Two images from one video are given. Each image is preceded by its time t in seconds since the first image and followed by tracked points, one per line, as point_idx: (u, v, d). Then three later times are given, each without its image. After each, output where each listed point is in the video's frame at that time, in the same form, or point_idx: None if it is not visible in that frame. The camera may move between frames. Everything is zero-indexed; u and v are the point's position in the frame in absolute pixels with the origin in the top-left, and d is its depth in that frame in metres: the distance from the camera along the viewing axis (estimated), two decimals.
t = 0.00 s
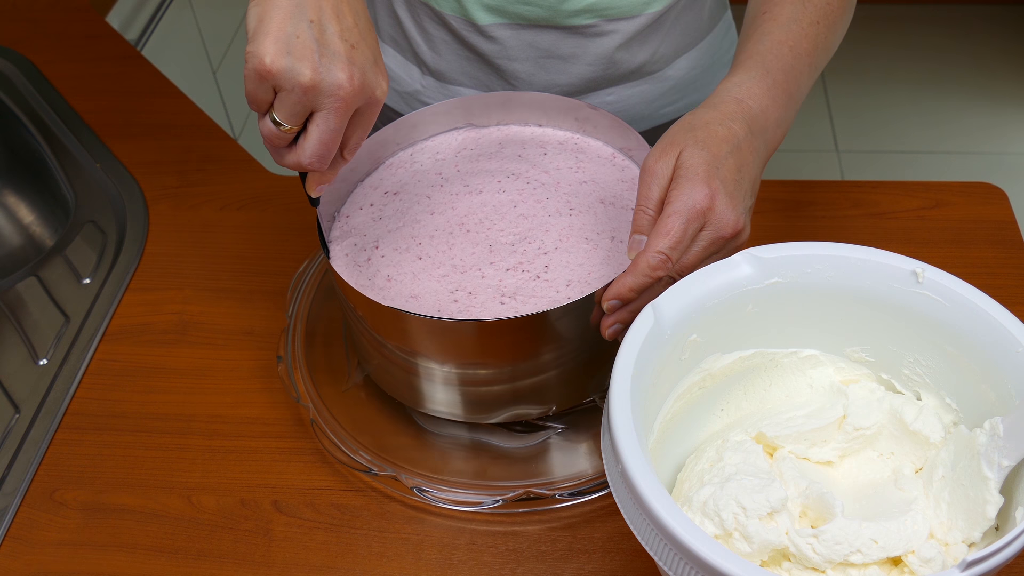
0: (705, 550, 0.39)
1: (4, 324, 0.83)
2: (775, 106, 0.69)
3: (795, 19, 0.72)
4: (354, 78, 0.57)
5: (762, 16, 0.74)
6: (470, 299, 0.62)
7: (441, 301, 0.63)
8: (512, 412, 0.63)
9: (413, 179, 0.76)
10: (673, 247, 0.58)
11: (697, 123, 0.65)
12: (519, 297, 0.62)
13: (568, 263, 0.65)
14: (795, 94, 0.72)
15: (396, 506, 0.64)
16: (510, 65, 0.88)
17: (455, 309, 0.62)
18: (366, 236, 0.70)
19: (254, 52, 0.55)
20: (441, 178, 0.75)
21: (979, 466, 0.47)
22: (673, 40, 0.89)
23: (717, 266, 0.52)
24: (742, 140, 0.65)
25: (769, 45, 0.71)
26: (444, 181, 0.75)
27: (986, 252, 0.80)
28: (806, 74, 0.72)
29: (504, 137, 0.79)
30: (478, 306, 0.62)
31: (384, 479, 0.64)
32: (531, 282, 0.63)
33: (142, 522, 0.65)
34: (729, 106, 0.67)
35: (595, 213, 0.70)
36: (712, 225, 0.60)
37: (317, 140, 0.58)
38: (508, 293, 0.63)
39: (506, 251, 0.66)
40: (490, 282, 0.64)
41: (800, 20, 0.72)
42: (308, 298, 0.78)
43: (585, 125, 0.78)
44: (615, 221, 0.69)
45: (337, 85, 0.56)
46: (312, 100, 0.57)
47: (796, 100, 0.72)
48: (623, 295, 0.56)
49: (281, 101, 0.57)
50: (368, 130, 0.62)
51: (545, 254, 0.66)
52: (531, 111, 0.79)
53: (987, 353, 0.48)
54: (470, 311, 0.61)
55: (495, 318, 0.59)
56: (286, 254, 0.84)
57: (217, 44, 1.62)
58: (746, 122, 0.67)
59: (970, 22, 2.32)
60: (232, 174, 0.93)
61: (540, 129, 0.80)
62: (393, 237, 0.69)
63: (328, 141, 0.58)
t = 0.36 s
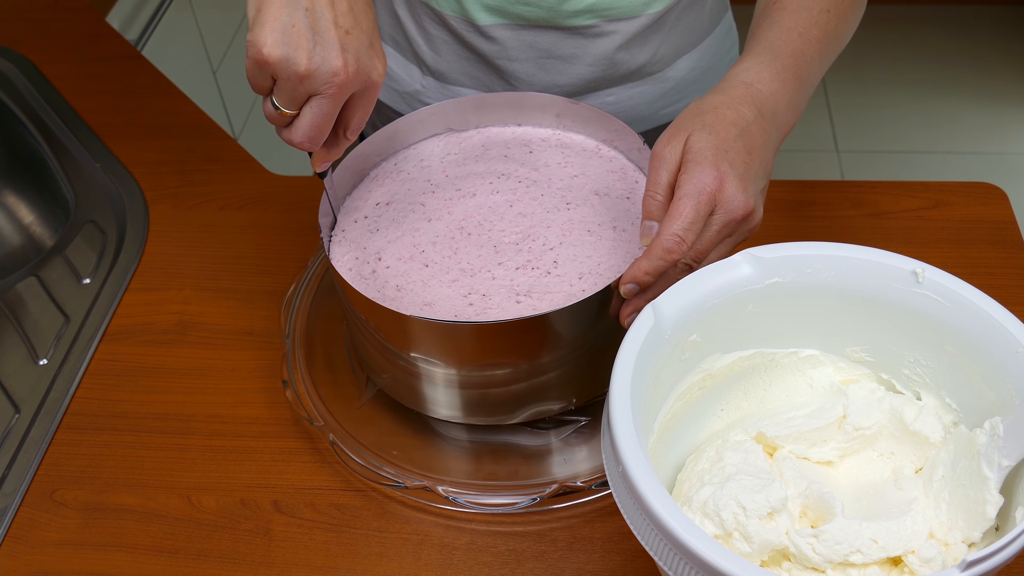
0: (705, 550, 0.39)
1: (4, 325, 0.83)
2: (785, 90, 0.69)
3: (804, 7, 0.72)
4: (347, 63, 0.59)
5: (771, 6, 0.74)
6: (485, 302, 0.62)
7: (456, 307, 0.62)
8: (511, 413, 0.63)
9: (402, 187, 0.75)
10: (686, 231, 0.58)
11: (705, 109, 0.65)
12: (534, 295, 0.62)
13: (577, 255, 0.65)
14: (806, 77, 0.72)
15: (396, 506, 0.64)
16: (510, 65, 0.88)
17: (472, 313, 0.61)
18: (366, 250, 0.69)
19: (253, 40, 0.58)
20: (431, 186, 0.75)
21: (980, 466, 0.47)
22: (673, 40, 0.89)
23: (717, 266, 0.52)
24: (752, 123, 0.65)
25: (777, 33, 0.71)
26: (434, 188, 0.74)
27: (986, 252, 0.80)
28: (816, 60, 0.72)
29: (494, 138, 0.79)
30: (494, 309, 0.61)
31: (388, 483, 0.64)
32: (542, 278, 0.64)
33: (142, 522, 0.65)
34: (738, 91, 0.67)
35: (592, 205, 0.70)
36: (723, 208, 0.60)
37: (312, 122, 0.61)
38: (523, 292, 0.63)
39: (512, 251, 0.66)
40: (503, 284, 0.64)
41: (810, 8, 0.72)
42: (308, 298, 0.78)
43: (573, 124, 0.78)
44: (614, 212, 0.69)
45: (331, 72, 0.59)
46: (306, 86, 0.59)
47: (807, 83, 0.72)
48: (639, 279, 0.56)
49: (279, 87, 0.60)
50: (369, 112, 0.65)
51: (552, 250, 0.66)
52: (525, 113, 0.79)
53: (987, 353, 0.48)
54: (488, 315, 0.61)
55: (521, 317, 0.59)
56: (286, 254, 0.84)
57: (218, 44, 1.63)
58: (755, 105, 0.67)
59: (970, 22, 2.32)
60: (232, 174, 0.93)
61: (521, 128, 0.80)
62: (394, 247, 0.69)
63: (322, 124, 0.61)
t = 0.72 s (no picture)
0: (705, 550, 0.39)
1: (4, 325, 0.82)
2: (817, 86, 0.70)
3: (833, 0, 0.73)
4: (344, 48, 0.60)
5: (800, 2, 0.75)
6: (502, 304, 0.61)
7: (473, 310, 0.61)
8: (513, 414, 0.63)
9: (392, 198, 0.74)
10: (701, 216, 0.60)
11: (737, 103, 0.67)
12: (549, 290, 0.62)
13: (582, 246, 0.66)
14: (839, 73, 0.72)
15: (397, 506, 0.64)
16: (511, 65, 0.88)
17: (492, 315, 0.60)
18: (368, 263, 0.67)
19: (252, 28, 0.59)
20: (420, 194, 0.73)
21: (980, 466, 0.47)
22: (673, 41, 0.89)
23: (716, 266, 0.52)
24: (779, 118, 0.66)
25: (809, 30, 0.72)
26: (424, 196, 0.73)
27: (986, 252, 0.80)
28: (849, 58, 0.73)
29: (484, 141, 0.79)
30: (512, 308, 0.61)
31: (395, 491, 0.63)
32: (554, 273, 0.64)
33: (142, 522, 0.65)
34: (771, 88, 0.68)
35: (586, 197, 0.71)
36: (742, 198, 0.61)
37: (313, 107, 0.62)
38: (539, 288, 0.62)
39: (518, 250, 0.66)
40: (518, 283, 0.63)
41: None
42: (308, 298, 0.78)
43: (563, 124, 0.79)
44: (612, 202, 0.70)
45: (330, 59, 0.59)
46: (307, 72, 0.60)
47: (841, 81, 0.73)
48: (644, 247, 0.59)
49: (281, 75, 0.60)
50: (372, 91, 0.66)
51: (558, 244, 0.67)
52: (520, 113, 0.79)
53: (986, 353, 0.48)
54: (510, 315, 0.60)
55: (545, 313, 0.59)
56: (285, 254, 0.84)
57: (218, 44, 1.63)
58: (787, 104, 0.68)
59: (970, 22, 2.32)
60: (232, 174, 0.93)
61: (502, 129, 0.80)
62: (397, 257, 0.67)
63: (324, 108, 0.63)
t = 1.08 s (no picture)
0: (704, 549, 0.39)
1: (4, 324, 0.82)
2: (866, 96, 0.71)
3: (875, 7, 0.75)
4: (350, 37, 0.60)
5: (845, 10, 0.77)
6: (517, 304, 0.61)
7: (488, 312, 0.61)
8: (516, 415, 0.62)
9: (385, 207, 0.73)
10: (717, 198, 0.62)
11: (780, 113, 0.70)
12: (561, 285, 0.62)
13: (587, 239, 0.67)
14: (889, 85, 0.74)
15: (397, 506, 0.64)
16: (510, 67, 0.88)
17: (510, 316, 0.60)
18: (373, 274, 0.66)
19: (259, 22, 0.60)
20: (414, 201, 0.73)
21: (979, 466, 0.47)
22: (673, 42, 0.89)
23: (717, 266, 0.52)
24: (814, 125, 0.68)
25: (853, 38, 0.74)
26: (418, 202, 0.72)
27: (987, 252, 0.80)
28: (897, 66, 0.74)
29: (477, 142, 0.79)
30: (527, 306, 0.61)
31: (400, 494, 0.64)
32: (563, 268, 0.64)
33: (141, 521, 0.65)
34: (818, 100, 0.71)
35: (582, 191, 0.72)
36: (762, 194, 0.64)
37: (324, 94, 0.63)
38: (551, 285, 0.62)
39: (522, 248, 0.66)
40: (529, 281, 0.63)
41: (881, 6, 0.75)
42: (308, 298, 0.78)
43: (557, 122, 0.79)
44: (608, 194, 0.71)
45: (337, 47, 0.60)
46: (316, 62, 0.61)
47: (893, 91, 0.74)
48: (658, 220, 0.60)
49: (292, 65, 0.62)
50: (383, 75, 0.67)
51: (562, 238, 0.67)
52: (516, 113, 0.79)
53: (986, 353, 0.48)
54: (528, 314, 0.60)
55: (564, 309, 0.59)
56: (286, 253, 0.84)
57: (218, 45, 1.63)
58: (830, 114, 0.69)
59: (970, 23, 2.32)
60: (232, 174, 0.93)
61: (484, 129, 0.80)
62: (402, 264, 0.66)
63: (334, 94, 0.64)
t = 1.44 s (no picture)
0: (704, 549, 0.39)
1: (4, 324, 0.82)
2: (846, 97, 0.73)
3: (865, 10, 0.76)
4: (356, 29, 0.61)
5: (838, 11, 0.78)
6: (547, 300, 0.61)
7: (519, 311, 0.61)
8: (517, 418, 0.62)
9: (374, 228, 0.70)
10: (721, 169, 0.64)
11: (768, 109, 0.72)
12: (582, 273, 0.64)
13: (591, 224, 0.68)
14: (874, 88, 0.75)
15: (396, 506, 0.64)
16: (511, 67, 0.88)
17: (545, 313, 0.60)
18: (388, 294, 0.63)
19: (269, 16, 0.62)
20: (405, 216, 0.71)
21: (979, 466, 0.46)
22: (674, 42, 0.89)
23: (717, 266, 0.52)
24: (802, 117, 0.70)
25: (838, 41, 0.76)
26: (408, 217, 0.71)
27: (987, 252, 0.80)
28: (883, 69, 0.75)
29: (470, 144, 0.79)
30: (554, 300, 0.61)
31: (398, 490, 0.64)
32: (578, 257, 0.65)
33: (142, 521, 0.65)
34: (802, 99, 0.73)
35: (569, 180, 0.73)
36: (763, 165, 0.65)
37: (332, 85, 0.65)
38: (573, 275, 0.63)
39: (530, 245, 0.66)
40: (548, 276, 0.63)
41: (872, 8, 0.76)
42: (308, 297, 0.78)
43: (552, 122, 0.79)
44: (597, 181, 0.73)
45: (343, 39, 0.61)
46: (324, 54, 0.62)
47: (878, 93, 0.76)
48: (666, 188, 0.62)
49: (302, 57, 0.63)
50: (392, 67, 0.67)
51: (567, 229, 0.68)
52: (515, 114, 0.79)
53: (985, 353, 0.48)
54: (562, 306, 0.61)
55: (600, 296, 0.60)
56: (286, 254, 0.84)
57: (218, 45, 1.63)
58: (814, 111, 0.71)
59: (970, 23, 2.32)
60: (232, 174, 0.93)
61: (455, 138, 0.80)
62: (413, 280, 0.64)
63: (343, 85, 0.65)
